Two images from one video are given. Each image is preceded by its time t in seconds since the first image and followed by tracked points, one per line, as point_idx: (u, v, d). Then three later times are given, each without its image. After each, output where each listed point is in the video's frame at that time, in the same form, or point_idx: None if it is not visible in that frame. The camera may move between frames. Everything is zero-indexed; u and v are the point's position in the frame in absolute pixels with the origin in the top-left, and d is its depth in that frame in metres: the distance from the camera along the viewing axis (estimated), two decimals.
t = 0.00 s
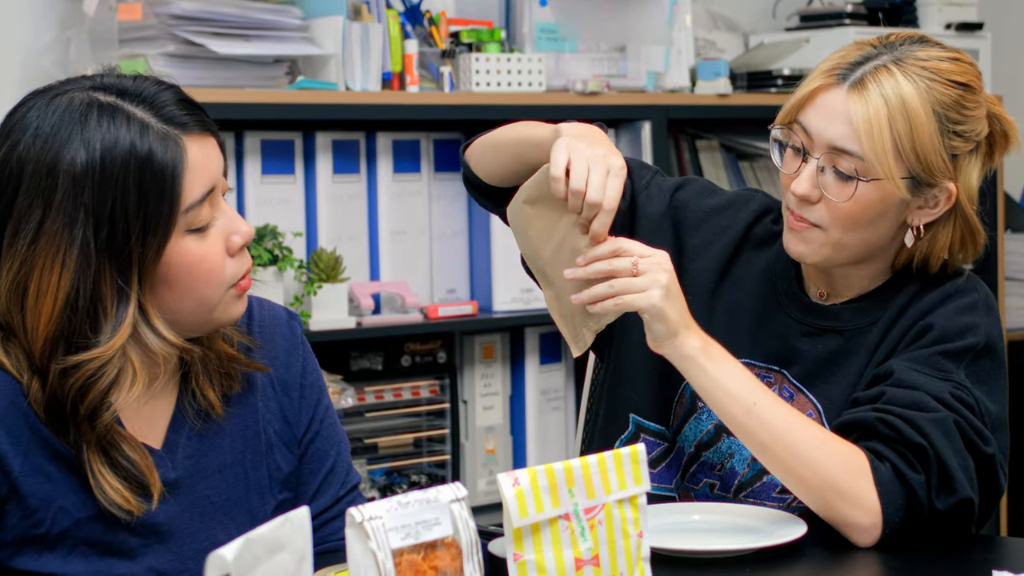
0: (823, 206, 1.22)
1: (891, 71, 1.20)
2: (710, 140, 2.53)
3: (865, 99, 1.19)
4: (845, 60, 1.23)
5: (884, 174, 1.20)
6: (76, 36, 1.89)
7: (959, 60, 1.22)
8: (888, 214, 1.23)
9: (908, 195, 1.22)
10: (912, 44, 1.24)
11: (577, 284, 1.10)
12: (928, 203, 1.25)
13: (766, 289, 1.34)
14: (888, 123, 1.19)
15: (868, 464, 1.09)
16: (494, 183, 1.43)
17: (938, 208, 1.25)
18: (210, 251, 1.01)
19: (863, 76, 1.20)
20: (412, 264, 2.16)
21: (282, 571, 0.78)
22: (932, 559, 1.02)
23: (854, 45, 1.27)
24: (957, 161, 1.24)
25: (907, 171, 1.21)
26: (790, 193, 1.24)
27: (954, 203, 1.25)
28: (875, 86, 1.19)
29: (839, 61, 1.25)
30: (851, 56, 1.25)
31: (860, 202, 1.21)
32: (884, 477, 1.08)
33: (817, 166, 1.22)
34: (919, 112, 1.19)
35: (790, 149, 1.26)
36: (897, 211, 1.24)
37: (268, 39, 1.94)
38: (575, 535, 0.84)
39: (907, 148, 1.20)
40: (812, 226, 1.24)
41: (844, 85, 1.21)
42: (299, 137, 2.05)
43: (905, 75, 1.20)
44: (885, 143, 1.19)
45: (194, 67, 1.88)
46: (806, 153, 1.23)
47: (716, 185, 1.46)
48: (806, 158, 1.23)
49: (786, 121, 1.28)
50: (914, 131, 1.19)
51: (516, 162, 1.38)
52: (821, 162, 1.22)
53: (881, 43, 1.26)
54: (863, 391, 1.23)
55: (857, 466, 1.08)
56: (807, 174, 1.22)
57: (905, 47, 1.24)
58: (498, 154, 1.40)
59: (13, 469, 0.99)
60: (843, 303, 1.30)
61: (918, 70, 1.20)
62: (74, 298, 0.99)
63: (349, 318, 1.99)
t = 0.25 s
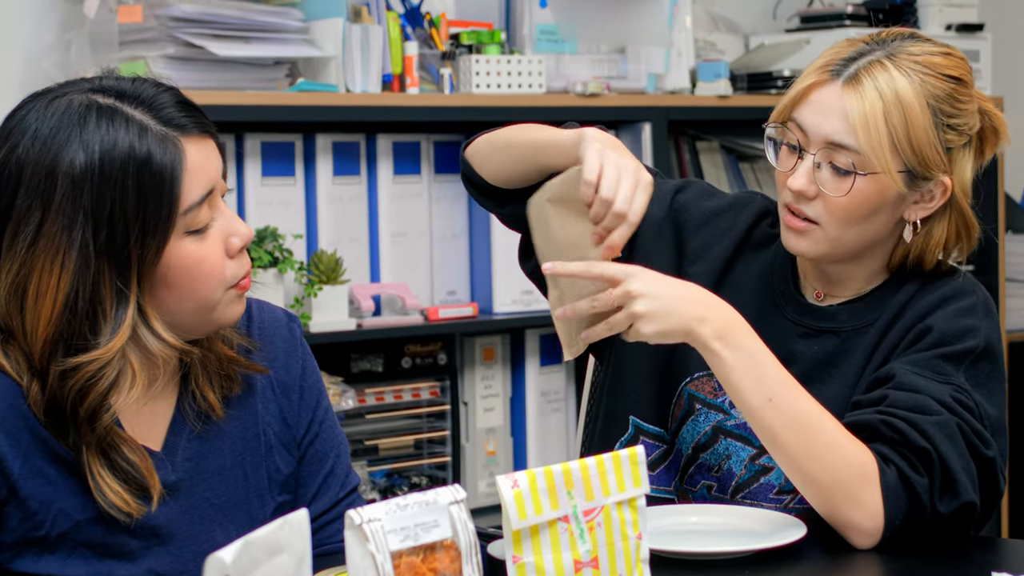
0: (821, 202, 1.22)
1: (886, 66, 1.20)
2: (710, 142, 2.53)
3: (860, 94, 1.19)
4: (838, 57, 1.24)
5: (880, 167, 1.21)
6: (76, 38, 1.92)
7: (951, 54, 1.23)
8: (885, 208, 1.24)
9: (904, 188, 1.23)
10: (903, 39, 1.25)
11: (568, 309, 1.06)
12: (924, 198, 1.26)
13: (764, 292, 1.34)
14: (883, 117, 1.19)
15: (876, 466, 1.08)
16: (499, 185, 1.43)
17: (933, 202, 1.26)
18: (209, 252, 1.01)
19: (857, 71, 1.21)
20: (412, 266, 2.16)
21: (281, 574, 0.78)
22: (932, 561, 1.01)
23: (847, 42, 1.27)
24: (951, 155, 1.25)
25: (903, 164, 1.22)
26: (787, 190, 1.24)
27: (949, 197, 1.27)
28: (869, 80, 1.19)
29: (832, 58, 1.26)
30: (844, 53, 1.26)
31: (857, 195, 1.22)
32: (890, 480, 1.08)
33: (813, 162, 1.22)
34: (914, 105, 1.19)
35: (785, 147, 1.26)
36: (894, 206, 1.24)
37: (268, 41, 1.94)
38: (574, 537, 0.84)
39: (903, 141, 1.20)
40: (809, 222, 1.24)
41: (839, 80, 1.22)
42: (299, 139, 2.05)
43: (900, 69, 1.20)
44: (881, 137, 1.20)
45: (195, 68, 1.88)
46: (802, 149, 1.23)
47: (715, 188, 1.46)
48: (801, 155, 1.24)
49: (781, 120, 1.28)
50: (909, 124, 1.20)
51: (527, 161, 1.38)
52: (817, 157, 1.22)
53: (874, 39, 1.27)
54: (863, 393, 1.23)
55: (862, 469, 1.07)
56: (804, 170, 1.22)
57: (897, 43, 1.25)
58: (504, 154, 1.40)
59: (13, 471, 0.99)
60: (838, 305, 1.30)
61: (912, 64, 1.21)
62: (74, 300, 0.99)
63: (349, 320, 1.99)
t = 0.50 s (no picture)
0: (826, 191, 1.22)
1: (888, 54, 1.21)
2: (712, 141, 2.53)
3: (865, 81, 1.20)
4: (838, 48, 1.25)
5: (886, 152, 1.21)
6: (79, 38, 1.89)
7: (950, 43, 1.24)
8: (890, 197, 1.24)
9: (909, 176, 1.23)
10: (901, 31, 1.27)
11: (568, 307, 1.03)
12: (926, 186, 1.26)
13: (765, 291, 1.35)
14: (887, 103, 1.20)
15: (876, 465, 1.08)
16: (500, 181, 1.43)
17: (937, 190, 1.27)
18: (208, 247, 1.01)
19: (859, 60, 1.22)
20: (414, 266, 2.17)
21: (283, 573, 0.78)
22: (933, 559, 1.01)
23: (846, 35, 1.28)
24: (952, 144, 1.26)
25: (908, 151, 1.23)
26: (791, 179, 1.23)
27: (950, 186, 1.27)
28: (873, 68, 1.20)
29: (833, 49, 1.26)
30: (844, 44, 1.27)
31: (863, 182, 1.21)
32: (892, 479, 1.08)
33: (818, 150, 1.22)
34: (917, 91, 1.20)
35: (788, 139, 1.25)
36: (898, 194, 1.24)
37: (270, 42, 1.95)
38: (576, 536, 0.84)
39: (908, 128, 1.21)
40: (815, 211, 1.23)
41: (842, 69, 1.22)
42: (302, 139, 2.06)
43: (902, 57, 1.21)
44: (886, 122, 1.20)
45: (198, 69, 1.88)
46: (806, 138, 1.23)
47: (714, 189, 1.45)
48: (805, 145, 1.24)
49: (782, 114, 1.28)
50: (912, 109, 1.21)
51: (531, 147, 1.37)
52: (822, 145, 1.22)
53: (872, 31, 1.28)
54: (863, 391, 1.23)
55: (864, 467, 1.07)
56: (808, 159, 1.22)
57: (896, 34, 1.26)
58: (506, 150, 1.40)
59: (17, 471, 0.99)
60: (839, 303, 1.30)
61: (913, 53, 1.22)
62: (73, 295, 0.99)
63: (352, 320, 2.00)
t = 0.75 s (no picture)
0: (827, 191, 1.22)
1: (891, 56, 1.21)
2: (716, 143, 2.54)
3: (867, 82, 1.20)
4: (842, 48, 1.25)
5: (887, 154, 1.21)
6: (83, 41, 1.90)
7: (955, 46, 1.24)
8: (891, 198, 1.24)
9: (910, 178, 1.23)
10: (906, 32, 1.26)
11: (566, 298, 1.10)
12: (928, 189, 1.26)
13: (767, 293, 1.34)
14: (890, 104, 1.20)
15: (879, 465, 1.08)
16: (494, 191, 1.43)
17: (939, 193, 1.26)
18: (184, 248, 0.98)
19: (862, 61, 1.22)
20: (418, 268, 2.17)
21: None
22: (938, 561, 1.01)
23: (850, 36, 1.28)
24: (955, 146, 1.26)
25: (909, 153, 1.23)
26: (792, 180, 1.23)
27: (953, 189, 1.27)
28: (875, 70, 1.20)
29: (835, 50, 1.26)
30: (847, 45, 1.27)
31: (863, 183, 1.21)
32: (896, 479, 1.08)
33: (819, 150, 1.22)
34: (919, 93, 1.20)
35: (790, 139, 1.25)
36: (900, 196, 1.24)
37: (275, 44, 1.95)
38: (580, 538, 0.84)
39: (909, 130, 1.21)
40: (816, 211, 1.23)
41: (844, 70, 1.22)
42: (306, 141, 2.06)
43: (905, 59, 1.21)
44: (888, 124, 1.20)
45: (202, 71, 1.88)
46: (808, 139, 1.23)
47: (714, 192, 1.45)
48: (806, 146, 1.23)
49: (785, 115, 1.28)
50: (914, 111, 1.21)
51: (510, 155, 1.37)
52: (823, 146, 1.22)
53: (876, 33, 1.28)
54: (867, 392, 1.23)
55: (868, 467, 1.07)
56: (810, 159, 1.22)
57: (900, 36, 1.26)
58: (495, 156, 1.39)
59: (18, 470, 0.98)
60: (841, 303, 1.30)
61: (916, 55, 1.22)
62: (40, 277, 0.99)
63: (356, 322, 2.00)
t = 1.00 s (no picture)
0: (828, 191, 1.22)
1: (895, 56, 1.21)
2: (718, 143, 2.54)
3: (870, 82, 1.20)
4: (845, 48, 1.25)
5: (888, 154, 1.21)
6: (86, 41, 1.88)
7: (959, 47, 1.24)
8: (893, 199, 1.24)
9: (912, 178, 1.23)
10: (911, 33, 1.27)
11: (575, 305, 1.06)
12: (929, 190, 1.26)
13: (766, 294, 1.34)
14: (892, 104, 1.20)
15: (881, 465, 1.08)
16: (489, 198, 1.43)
17: (940, 195, 1.26)
18: (179, 242, 0.98)
19: (865, 62, 1.22)
20: (421, 268, 2.17)
21: None
22: (941, 561, 1.01)
23: (854, 37, 1.28)
24: (957, 147, 1.25)
25: (911, 154, 1.23)
26: (793, 179, 1.23)
27: (955, 191, 1.27)
28: (878, 70, 1.20)
29: (839, 50, 1.26)
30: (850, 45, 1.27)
31: (864, 183, 1.21)
32: (899, 480, 1.08)
33: (821, 150, 1.22)
34: (922, 94, 1.20)
35: (793, 139, 1.25)
36: (901, 197, 1.24)
37: (278, 45, 1.95)
38: (584, 539, 0.84)
39: (911, 130, 1.21)
40: (817, 211, 1.23)
41: (847, 70, 1.22)
42: (309, 142, 2.06)
43: (908, 59, 1.21)
44: (890, 124, 1.20)
45: (205, 72, 1.89)
46: (810, 138, 1.23)
47: (711, 194, 1.46)
48: (809, 145, 1.23)
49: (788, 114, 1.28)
50: (917, 112, 1.21)
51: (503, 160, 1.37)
52: (825, 145, 1.22)
53: (880, 33, 1.28)
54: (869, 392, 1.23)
55: (870, 466, 1.07)
56: (812, 158, 1.22)
57: (904, 37, 1.26)
58: (488, 161, 1.39)
59: (20, 468, 0.99)
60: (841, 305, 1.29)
61: (919, 55, 1.22)
62: (38, 271, 1.00)
63: (358, 323, 2.00)
